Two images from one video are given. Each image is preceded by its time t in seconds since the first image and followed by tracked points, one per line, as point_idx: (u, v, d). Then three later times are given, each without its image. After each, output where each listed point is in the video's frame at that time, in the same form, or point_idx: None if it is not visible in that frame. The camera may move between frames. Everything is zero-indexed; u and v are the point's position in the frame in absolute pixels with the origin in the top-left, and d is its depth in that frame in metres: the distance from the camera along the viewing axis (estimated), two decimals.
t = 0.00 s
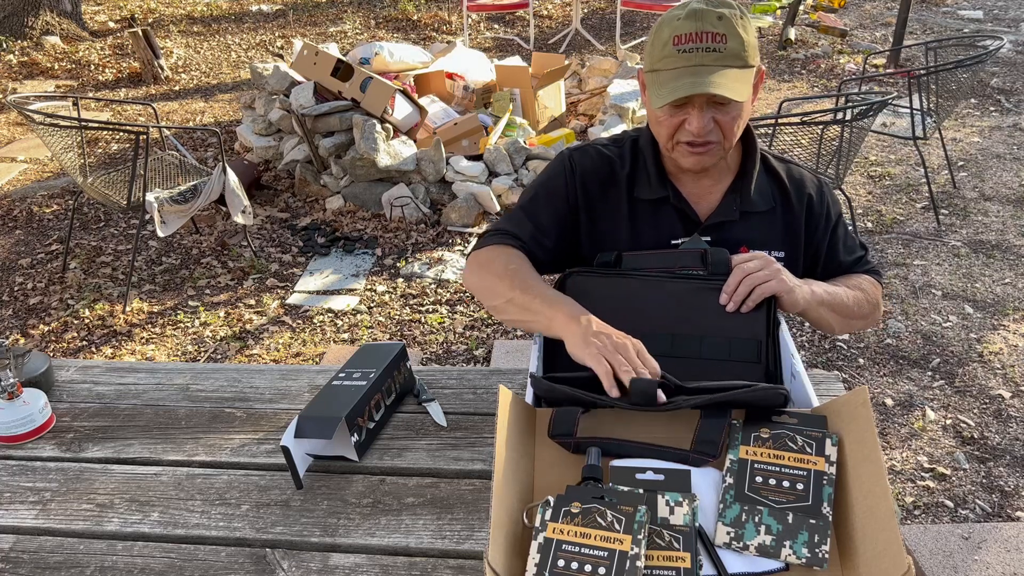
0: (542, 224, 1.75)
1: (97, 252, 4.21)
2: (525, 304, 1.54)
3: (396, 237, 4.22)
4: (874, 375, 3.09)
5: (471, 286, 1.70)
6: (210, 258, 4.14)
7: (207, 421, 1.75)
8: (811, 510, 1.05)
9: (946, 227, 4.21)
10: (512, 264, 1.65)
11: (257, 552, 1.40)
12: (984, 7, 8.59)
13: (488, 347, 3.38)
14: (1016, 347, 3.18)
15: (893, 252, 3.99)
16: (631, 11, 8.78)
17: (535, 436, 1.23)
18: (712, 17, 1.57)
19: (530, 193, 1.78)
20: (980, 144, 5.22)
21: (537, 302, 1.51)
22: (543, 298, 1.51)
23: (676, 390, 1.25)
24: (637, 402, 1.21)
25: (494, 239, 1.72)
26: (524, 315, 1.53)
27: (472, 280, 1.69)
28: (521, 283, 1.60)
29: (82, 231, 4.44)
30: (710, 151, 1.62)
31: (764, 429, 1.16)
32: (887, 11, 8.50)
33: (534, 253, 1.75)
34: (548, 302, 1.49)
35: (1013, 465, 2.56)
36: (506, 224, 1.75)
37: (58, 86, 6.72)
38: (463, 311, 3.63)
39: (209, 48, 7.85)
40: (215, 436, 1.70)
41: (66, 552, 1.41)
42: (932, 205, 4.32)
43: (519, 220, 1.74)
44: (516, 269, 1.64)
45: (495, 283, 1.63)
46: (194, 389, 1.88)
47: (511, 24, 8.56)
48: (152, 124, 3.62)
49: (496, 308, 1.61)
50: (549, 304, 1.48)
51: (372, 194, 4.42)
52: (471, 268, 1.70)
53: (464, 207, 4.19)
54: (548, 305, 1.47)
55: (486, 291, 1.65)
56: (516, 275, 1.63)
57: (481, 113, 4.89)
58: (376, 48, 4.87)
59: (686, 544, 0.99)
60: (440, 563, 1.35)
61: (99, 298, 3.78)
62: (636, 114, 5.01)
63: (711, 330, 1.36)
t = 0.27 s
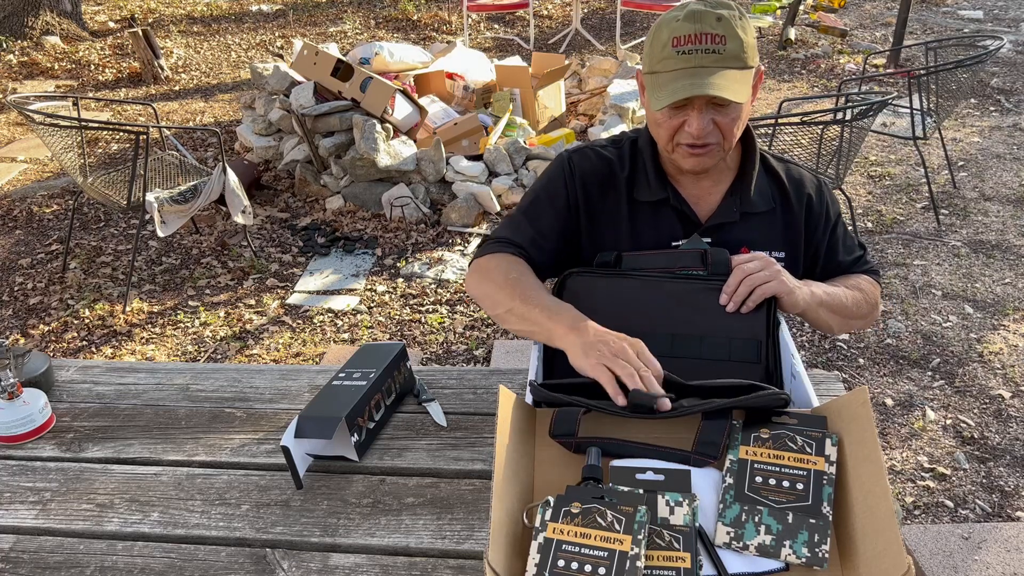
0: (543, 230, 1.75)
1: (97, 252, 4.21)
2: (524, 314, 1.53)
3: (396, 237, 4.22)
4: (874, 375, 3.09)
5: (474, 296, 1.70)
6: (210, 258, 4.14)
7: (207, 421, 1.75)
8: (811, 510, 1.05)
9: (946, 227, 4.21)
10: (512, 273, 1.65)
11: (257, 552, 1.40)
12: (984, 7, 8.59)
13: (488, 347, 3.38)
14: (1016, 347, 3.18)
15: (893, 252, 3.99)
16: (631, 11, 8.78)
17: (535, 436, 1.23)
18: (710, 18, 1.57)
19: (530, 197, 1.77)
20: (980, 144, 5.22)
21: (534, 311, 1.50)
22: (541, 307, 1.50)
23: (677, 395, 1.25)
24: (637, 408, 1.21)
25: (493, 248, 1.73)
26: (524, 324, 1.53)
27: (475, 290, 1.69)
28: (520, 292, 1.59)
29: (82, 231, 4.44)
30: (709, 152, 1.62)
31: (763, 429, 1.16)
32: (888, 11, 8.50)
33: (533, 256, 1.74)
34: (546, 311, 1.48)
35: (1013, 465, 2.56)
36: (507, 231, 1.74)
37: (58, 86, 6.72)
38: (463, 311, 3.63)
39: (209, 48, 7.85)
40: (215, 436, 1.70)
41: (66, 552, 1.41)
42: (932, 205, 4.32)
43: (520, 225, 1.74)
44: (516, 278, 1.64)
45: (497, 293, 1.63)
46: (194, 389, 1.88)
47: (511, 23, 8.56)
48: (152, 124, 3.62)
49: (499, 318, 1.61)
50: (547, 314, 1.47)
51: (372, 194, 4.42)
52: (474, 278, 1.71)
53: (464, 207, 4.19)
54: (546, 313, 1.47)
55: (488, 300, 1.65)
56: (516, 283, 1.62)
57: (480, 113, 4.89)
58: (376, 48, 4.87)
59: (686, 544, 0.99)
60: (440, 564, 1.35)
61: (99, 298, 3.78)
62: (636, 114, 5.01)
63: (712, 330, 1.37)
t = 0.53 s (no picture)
0: (550, 228, 1.72)
1: (97, 252, 4.21)
2: (536, 312, 1.46)
3: (396, 237, 4.22)
4: (874, 375, 3.09)
5: (484, 297, 1.62)
6: (210, 258, 4.14)
7: (207, 421, 1.75)
8: (811, 510, 1.05)
9: (946, 227, 4.21)
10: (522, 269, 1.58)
11: (257, 552, 1.40)
12: (985, 7, 8.59)
13: (488, 347, 3.38)
14: (1016, 347, 3.18)
15: (893, 253, 3.99)
16: (631, 11, 8.78)
17: (535, 436, 1.23)
18: (710, 17, 1.58)
19: (535, 196, 1.76)
20: (980, 144, 5.22)
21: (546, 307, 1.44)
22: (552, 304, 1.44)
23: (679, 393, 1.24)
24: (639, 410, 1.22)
25: (501, 247, 1.67)
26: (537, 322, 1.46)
27: (485, 291, 1.62)
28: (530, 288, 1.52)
29: (82, 231, 4.44)
30: (708, 151, 1.62)
31: (763, 429, 1.16)
32: (887, 11, 8.50)
33: (543, 255, 1.71)
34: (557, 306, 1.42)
35: (1013, 465, 2.56)
36: (514, 230, 1.71)
37: (58, 86, 6.72)
38: (463, 311, 3.63)
39: (209, 48, 7.85)
40: (215, 436, 1.70)
41: (66, 552, 1.41)
42: (932, 205, 4.32)
43: (527, 224, 1.71)
44: (526, 273, 1.57)
45: (507, 292, 1.56)
46: (194, 389, 1.88)
47: (511, 23, 8.56)
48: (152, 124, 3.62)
49: (511, 317, 1.54)
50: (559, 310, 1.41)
51: (372, 194, 4.42)
52: (484, 279, 1.63)
53: (464, 207, 4.19)
54: (557, 308, 1.41)
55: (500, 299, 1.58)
56: (526, 278, 1.55)
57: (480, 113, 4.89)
58: (376, 47, 4.87)
59: (686, 544, 0.99)
60: (440, 563, 1.35)
61: (99, 298, 3.78)
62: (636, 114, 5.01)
63: (712, 330, 1.37)
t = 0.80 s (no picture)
0: (559, 225, 1.71)
1: (97, 252, 4.21)
2: (551, 313, 1.45)
3: (396, 237, 4.22)
4: (874, 375, 3.09)
5: (499, 296, 1.62)
6: (210, 258, 4.14)
7: (206, 421, 1.75)
8: (811, 509, 1.05)
9: (946, 227, 4.21)
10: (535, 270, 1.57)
11: (257, 552, 1.40)
12: (984, 7, 8.59)
13: (488, 347, 3.38)
14: (1016, 347, 3.18)
15: (893, 252, 3.99)
16: (631, 11, 8.78)
17: (536, 436, 1.23)
18: (715, 15, 1.58)
19: (542, 193, 1.74)
20: (980, 144, 5.22)
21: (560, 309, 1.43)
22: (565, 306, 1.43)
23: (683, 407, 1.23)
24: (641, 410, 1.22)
25: (512, 245, 1.65)
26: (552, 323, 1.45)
27: (499, 290, 1.61)
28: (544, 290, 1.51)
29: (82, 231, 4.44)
30: (713, 149, 1.61)
31: (763, 429, 1.16)
32: (887, 11, 8.50)
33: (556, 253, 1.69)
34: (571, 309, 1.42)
35: (1013, 465, 2.56)
36: (525, 227, 1.69)
37: (58, 86, 6.72)
38: (463, 311, 3.63)
39: (209, 48, 7.85)
40: (215, 436, 1.70)
41: (66, 552, 1.41)
42: (932, 205, 4.32)
43: (538, 222, 1.69)
44: (538, 274, 1.56)
45: (522, 292, 1.55)
46: (194, 389, 1.88)
47: (511, 23, 8.56)
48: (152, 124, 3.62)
49: (526, 317, 1.52)
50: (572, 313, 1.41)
51: (372, 194, 4.42)
52: (497, 280, 1.62)
53: (464, 207, 4.19)
54: (572, 311, 1.41)
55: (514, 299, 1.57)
56: (540, 279, 1.54)
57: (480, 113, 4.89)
58: (376, 47, 4.87)
59: (685, 544, 0.99)
60: (440, 564, 1.35)
61: (99, 298, 3.78)
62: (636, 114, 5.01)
63: (712, 330, 1.37)
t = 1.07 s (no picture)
0: (558, 224, 1.71)
1: (97, 252, 4.21)
2: (551, 312, 1.46)
3: (396, 237, 4.22)
4: (874, 375, 3.09)
5: (494, 294, 1.62)
6: (210, 258, 4.14)
7: (206, 422, 1.75)
8: (811, 510, 1.05)
9: (946, 227, 4.21)
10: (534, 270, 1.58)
11: (257, 552, 1.40)
12: (984, 7, 8.59)
13: (488, 347, 3.38)
14: (1016, 347, 3.18)
15: (893, 252, 3.99)
16: (631, 11, 8.78)
17: (536, 435, 1.23)
18: (720, 12, 1.58)
19: (542, 193, 1.74)
20: (980, 144, 5.22)
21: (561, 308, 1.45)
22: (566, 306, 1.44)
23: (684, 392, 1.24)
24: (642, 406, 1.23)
25: (510, 243, 1.66)
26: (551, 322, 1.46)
27: (496, 289, 1.62)
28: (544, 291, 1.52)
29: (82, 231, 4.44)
30: (715, 146, 1.61)
31: (763, 429, 1.16)
32: (887, 11, 8.51)
33: (553, 253, 1.70)
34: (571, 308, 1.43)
35: (1013, 465, 2.56)
36: (523, 226, 1.69)
37: (58, 86, 6.72)
38: (463, 311, 3.63)
39: (209, 48, 7.85)
40: (215, 436, 1.70)
41: (66, 552, 1.41)
42: (932, 205, 4.32)
43: (537, 220, 1.70)
44: (537, 274, 1.56)
45: (519, 291, 1.56)
46: (193, 389, 1.88)
47: (511, 23, 8.56)
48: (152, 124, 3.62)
49: (523, 317, 1.54)
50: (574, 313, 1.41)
51: (372, 194, 4.42)
52: (495, 278, 1.63)
53: (464, 207, 4.19)
54: (573, 311, 1.42)
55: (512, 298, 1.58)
56: (539, 279, 1.55)
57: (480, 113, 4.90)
58: (376, 47, 4.87)
59: (686, 544, 0.99)
60: (440, 563, 1.35)
61: (99, 298, 3.78)
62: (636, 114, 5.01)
63: (712, 330, 1.37)
